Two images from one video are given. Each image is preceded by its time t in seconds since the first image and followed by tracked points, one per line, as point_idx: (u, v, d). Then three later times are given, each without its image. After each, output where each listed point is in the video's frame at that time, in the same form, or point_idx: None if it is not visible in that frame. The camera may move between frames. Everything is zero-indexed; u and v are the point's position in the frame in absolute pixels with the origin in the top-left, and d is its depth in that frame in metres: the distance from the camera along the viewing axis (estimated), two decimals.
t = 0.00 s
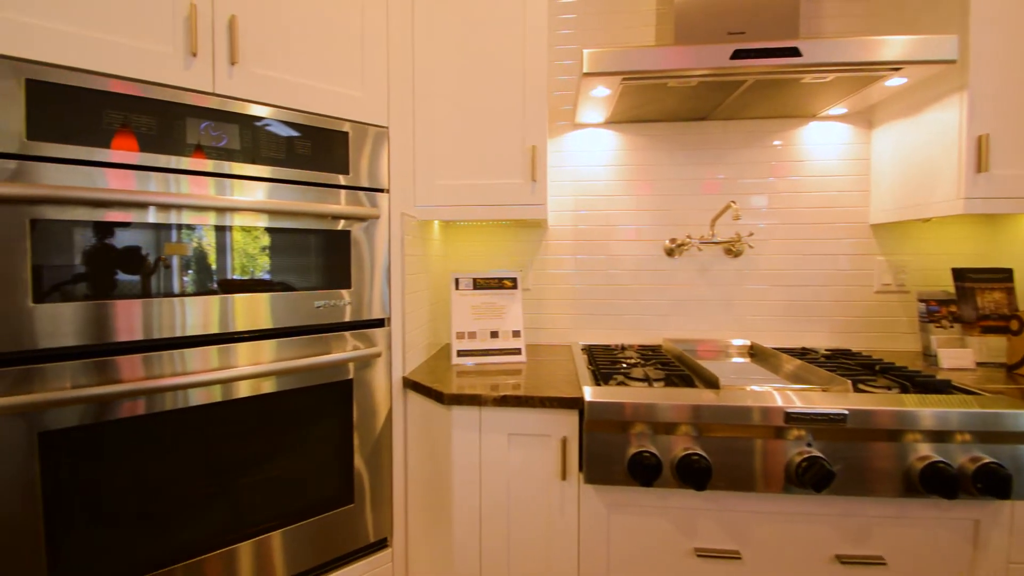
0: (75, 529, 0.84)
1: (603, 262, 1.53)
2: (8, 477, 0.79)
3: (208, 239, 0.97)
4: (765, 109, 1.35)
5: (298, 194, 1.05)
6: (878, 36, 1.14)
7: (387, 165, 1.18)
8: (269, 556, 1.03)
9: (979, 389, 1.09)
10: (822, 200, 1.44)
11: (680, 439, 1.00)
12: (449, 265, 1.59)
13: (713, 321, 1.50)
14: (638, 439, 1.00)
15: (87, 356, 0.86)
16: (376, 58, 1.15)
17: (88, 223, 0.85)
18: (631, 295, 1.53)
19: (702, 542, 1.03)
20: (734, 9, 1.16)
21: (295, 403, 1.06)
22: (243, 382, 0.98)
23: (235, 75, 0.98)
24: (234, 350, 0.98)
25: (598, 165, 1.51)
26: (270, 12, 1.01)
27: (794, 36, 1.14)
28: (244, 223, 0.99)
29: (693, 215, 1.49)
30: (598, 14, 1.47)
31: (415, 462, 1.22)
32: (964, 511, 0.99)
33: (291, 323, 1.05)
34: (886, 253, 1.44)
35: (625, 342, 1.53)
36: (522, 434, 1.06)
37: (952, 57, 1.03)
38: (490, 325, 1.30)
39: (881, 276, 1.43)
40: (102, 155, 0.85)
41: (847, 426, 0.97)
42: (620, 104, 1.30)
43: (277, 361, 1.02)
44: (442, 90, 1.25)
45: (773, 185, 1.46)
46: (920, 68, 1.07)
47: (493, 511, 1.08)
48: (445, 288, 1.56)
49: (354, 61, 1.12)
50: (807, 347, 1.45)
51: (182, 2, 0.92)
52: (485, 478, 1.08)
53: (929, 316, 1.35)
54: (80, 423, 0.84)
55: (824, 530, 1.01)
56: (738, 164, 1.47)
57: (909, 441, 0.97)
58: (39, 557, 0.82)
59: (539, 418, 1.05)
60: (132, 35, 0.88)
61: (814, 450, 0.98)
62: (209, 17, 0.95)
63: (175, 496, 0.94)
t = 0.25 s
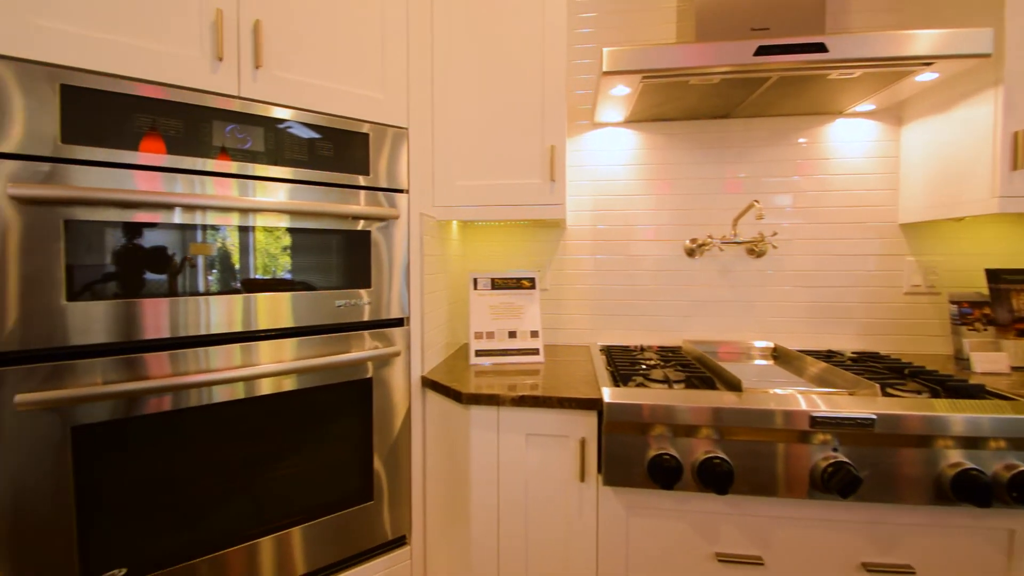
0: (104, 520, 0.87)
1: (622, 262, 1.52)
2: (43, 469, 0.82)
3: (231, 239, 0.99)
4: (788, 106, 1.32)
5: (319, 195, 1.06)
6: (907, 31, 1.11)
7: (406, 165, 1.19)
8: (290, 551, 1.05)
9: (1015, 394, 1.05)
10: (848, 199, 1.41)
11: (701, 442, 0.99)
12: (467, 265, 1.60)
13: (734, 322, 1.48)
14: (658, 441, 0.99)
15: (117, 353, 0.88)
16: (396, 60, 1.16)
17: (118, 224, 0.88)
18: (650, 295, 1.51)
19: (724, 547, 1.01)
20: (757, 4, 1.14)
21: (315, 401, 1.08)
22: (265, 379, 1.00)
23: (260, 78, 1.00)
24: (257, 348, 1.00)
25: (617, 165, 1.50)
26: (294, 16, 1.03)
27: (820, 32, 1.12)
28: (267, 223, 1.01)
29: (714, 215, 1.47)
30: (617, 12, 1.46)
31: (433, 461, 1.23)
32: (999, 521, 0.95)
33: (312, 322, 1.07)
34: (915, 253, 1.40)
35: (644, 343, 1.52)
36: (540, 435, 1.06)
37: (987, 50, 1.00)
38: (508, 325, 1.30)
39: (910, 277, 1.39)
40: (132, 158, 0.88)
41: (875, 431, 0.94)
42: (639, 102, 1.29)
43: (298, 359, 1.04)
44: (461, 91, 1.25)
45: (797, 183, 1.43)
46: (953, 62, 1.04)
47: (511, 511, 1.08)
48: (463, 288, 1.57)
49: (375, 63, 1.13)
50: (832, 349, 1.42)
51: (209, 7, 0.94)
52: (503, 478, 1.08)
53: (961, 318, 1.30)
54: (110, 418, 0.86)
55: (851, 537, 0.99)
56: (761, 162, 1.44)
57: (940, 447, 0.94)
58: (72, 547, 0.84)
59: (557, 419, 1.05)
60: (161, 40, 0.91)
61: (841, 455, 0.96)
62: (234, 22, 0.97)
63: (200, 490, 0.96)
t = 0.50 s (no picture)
0: (128, 514, 0.89)
1: (638, 262, 1.51)
2: (70, 463, 0.84)
3: (250, 239, 1.00)
4: (809, 103, 1.30)
5: (335, 195, 1.07)
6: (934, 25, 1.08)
7: (422, 166, 1.19)
8: (308, 548, 1.06)
9: None
10: (870, 199, 1.38)
11: (719, 445, 0.97)
12: (482, 265, 1.60)
13: (752, 323, 1.46)
14: (675, 444, 0.98)
15: (140, 351, 0.90)
16: (413, 61, 1.17)
17: (142, 224, 0.90)
18: (667, 296, 1.50)
19: (742, 552, 1.00)
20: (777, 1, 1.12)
21: (332, 399, 1.09)
22: (283, 377, 1.01)
23: (280, 81, 1.01)
24: (275, 346, 1.02)
25: (633, 164, 1.49)
26: (313, 19, 1.04)
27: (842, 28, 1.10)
28: (285, 223, 1.03)
29: (732, 214, 1.45)
30: (634, 10, 1.45)
31: (448, 460, 1.23)
32: None
33: (328, 321, 1.08)
34: (941, 253, 1.36)
35: (661, 344, 1.50)
36: (556, 435, 1.05)
37: (1018, 45, 0.96)
38: (523, 325, 1.30)
39: (936, 278, 1.35)
40: (155, 160, 0.90)
41: (899, 435, 0.92)
42: (656, 101, 1.28)
43: (315, 358, 1.05)
44: (477, 92, 1.25)
45: (818, 182, 1.40)
46: (981, 58, 1.01)
47: (526, 512, 1.07)
48: (479, 288, 1.57)
49: (392, 65, 1.14)
50: (854, 352, 1.39)
51: (231, 11, 0.96)
52: (518, 478, 1.08)
53: (989, 320, 1.27)
54: (133, 414, 0.88)
55: (874, 544, 0.97)
56: (781, 161, 1.42)
57: (967, 452, 0.92)
58: (98, 539, 0.86)
59: (573, 420, 1.04)
60: (184, 44, 0.92)
61: (863, 460, 0.94)
62: (255, 26, 0.98)
63: (220, 486, 0.97)
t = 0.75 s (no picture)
0: (157, 507, 0.91)
1: (659, 263, 1.49)
2: (102, 457, 0.87)
3: (274, 239, 1.02)
4: (837, 100, 1.26)
5: (356, 196, 1.09)
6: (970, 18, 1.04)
7: (442, 167, 1.20)
8: (329, 544, 1.07)
9: None
10: (901, 197, 1.34)
11: (743, 449, 0.95)
12: (501, 265, 1.60)
13: (777, 325, 1.43)
14: (698, 447, 0.97)
15: (169, 348, 0.93)
16: (434, 62, 1.17)
17: (171, 225, 0.92)
18: (688, 297, 1.48)
19: (767, 558, 0.98)
20: None
21: (352, 398, 1.10)
22: (305, 375, 1.03)
23: (305, 84, 1.03)
24: (297, 345, 1.03)
25: (654, 163, 1.47)
26: (337, 22, 1.06)
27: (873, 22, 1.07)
28: (307, 224, 1.04)
29: (756, 214, 1.42)
30: (655, 8, 1.43)
31: (467, 459, 1.24)
32: None
33: (349, 320, 1.09)
34: (977, 254, 1.31)
35: (683, 345, 1.48)
36: (576, 437, 1.05)
37: None
38: (543, 326, 1.30)
39: (971, 279, 1.31)
40: (183, 162, 0.92)
41: (933, 442, 0.89)
42: (678, 99, 1.26)
43: (335, 356, 1.06)
44: (497, 92, 1.25)
45: (847, 181, 1.37)
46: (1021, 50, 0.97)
47: (545, 513, 1.07)
48: (498, 288, 1.58)
49: (413, 67, 1.15)
50: (884, 355, 1.35)
51: (257, 17, 0.98)
52: (537, 479, 1.07)
53: None
54: (163, 409, 0.91)
55: (905, 554, 0.94)
56: (807, 159, 1.39)
57: (1005, 461, 0.88)
58: (129, 530, 0.89)
59: (593, 421, 1.03)
60: (213, 49, 0.95)
61: (894, 466, 0.91)
62: (281, 30, 1.00)
63: (244, 481, 0.99)
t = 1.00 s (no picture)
0: (186, 500, 0.93)
1: (682, 263, 1.47)
2: (136, 450, 0.89)
3: (298, 239, 1.04)
4: (869, 95, 1.23)
5: (379, 197, 1.10)
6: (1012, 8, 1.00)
7: (463, 168, 1.20)
8: (352, 540, 1.09)
9: None
10: (936, 196, 1.29)
11: (770, 454, 0.93)
12: (522, 265, 1.60)
13: (805, 327, 1.40)
14: (723, 451, 0.95)
15: (198, 345, 0.95)
16: (457, 63, 1.18)
17: (200, 225, 0.94)
18: (712, 298, 1.46)
19: (795, 566, 0.96)
20: None
21: (374, 396, 1.11)
22: (328, 373, 1.04)
23: (330, 87, 1.04)
24: (320, 343, 1.05)
25: (677, 162, 1.45)
26: (362, 25, 1.07)
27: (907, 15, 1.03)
28: (330, 224, 1.06)
29: (783, 213, 1.39)
30: (679, 5, 1.42)
31: (488, 459, 1.24)
32: None
33: (371, 319, 1.11)
34: (1018, 254, 1.26)
35: (706, 347, 1.46)
36: (598, 438, 1.04)
37: None
38: (564, 326, 1.29)
39: (1012, 281, 1.25)
40: (212, 164, 0.94)
41: (971, 450, 0.85)
42: (703, 96, 1.24)
43: (357, 355, 1.08)
44: (518, 92, 1.25)
45: (878, 179, 1.33)
46: None
47: (567, 514, 1.07)
48: (519, 288, 1.58)
49: (436, 68, 1.15)
50: (918, 359, 1.31)
51: (285, 21, 1.00)
52: (558, 480, 1.07)
53: None
54: (192, 405, 0.93)
55: (941, 565, 0.90)
56: (836, 157, 1.35)
57: None
58: (161, 522, 0.91)
59: (615, 423, 1.02)
60: (242, 54, 0.97)
61: (929, 474, 0.88)
62: (307, 34, 1.02)
63: (270, 477, 1.01)
